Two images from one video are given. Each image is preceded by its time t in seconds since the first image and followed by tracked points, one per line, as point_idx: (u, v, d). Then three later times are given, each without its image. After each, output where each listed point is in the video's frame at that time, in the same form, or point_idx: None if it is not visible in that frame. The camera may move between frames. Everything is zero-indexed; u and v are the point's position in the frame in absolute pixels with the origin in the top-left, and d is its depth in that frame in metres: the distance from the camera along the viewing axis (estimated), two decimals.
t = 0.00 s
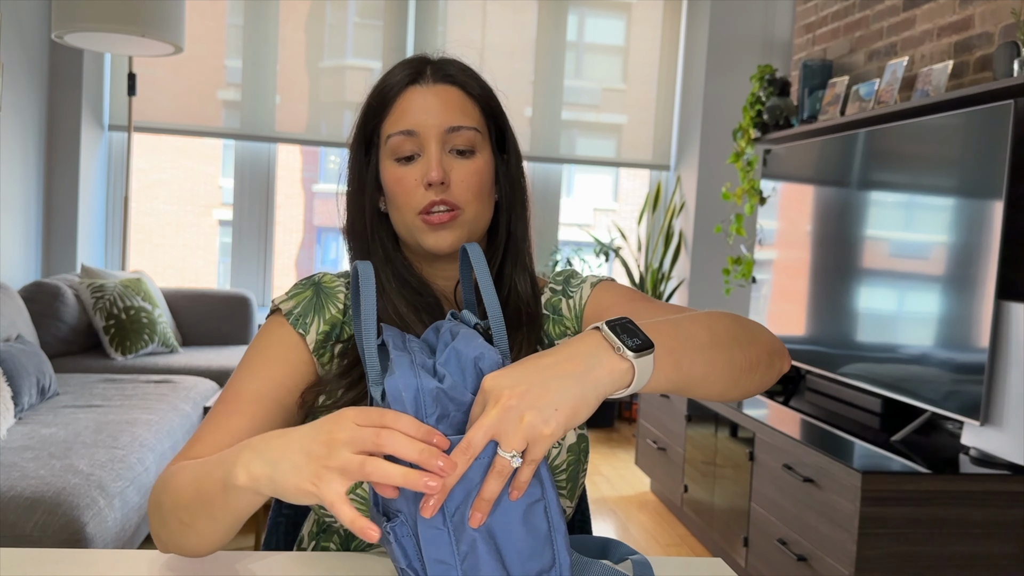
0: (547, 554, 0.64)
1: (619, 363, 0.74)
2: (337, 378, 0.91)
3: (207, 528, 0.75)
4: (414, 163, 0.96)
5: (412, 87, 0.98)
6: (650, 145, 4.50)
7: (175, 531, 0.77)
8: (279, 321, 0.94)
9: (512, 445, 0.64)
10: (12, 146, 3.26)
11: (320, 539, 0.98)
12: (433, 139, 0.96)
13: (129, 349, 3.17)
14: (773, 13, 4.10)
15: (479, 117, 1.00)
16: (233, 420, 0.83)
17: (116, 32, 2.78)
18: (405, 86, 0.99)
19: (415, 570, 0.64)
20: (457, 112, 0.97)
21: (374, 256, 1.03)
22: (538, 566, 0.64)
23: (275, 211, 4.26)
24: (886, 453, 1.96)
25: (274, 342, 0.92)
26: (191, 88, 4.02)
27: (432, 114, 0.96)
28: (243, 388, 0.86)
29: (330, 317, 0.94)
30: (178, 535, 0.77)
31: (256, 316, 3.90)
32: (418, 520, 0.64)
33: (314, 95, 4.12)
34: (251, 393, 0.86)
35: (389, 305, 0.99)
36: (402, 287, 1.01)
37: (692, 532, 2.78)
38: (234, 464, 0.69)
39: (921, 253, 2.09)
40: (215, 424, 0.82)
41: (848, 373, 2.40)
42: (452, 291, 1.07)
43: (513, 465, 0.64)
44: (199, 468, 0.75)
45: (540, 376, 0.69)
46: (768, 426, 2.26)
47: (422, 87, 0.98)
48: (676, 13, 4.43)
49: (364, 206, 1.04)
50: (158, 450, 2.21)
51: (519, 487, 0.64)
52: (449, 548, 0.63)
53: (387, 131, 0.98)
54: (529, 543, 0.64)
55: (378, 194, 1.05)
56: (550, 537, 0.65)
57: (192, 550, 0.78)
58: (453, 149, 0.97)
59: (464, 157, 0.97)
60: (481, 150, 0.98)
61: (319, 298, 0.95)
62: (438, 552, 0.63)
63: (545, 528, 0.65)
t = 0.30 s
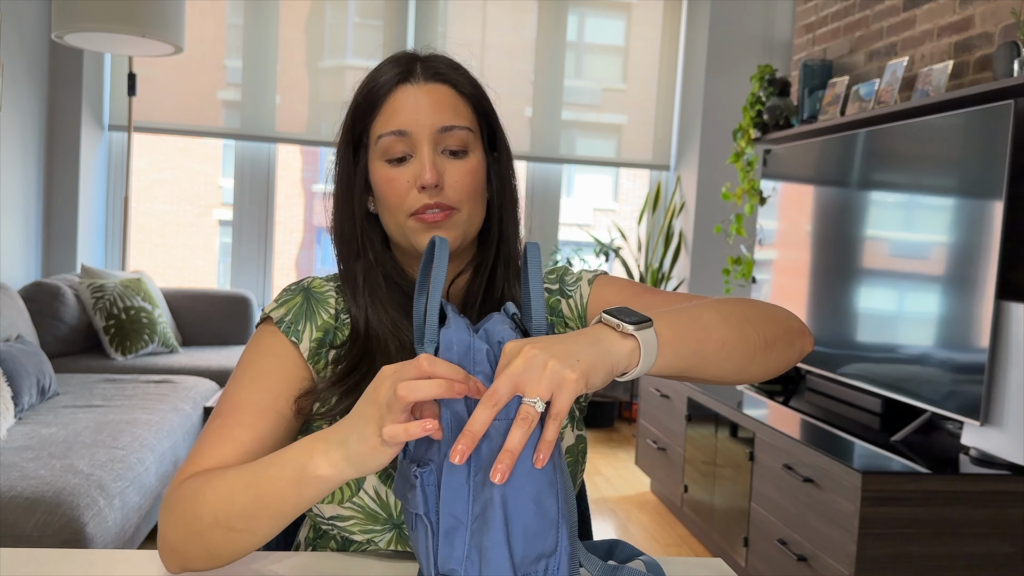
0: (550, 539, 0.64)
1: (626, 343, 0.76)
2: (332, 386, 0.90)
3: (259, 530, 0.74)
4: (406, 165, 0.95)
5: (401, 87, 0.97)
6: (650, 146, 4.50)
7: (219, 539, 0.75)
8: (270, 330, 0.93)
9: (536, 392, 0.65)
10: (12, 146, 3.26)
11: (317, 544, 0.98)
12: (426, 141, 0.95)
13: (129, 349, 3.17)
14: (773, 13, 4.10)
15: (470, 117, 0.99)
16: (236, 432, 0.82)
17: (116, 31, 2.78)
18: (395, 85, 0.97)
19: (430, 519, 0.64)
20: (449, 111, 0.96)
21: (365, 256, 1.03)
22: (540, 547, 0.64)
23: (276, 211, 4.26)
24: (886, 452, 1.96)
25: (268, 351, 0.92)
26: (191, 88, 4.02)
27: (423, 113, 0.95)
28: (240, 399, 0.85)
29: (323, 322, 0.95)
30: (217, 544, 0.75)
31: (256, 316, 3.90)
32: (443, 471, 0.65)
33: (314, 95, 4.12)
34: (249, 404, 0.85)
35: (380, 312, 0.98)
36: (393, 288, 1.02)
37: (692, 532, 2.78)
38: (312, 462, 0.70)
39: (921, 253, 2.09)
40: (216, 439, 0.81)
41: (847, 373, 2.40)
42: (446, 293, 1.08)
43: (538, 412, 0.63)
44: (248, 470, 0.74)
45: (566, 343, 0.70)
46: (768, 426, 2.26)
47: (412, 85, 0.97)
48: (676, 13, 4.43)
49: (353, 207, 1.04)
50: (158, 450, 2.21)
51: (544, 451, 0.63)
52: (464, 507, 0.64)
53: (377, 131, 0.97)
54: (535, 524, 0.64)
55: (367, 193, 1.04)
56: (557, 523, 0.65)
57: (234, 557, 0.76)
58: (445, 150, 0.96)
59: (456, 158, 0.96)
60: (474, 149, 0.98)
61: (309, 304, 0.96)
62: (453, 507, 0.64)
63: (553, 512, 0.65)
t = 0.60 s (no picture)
0: (588, 557, 0.67)
1: (702, 385, 0.75)
2: (332, 385, 0.90)
3: (273, 528, 0.74)
4: (407, 172, 0.95)
5: (401, 92, 0.96)
6: (650, 145, 4.50)
7: (233, 539, 0.75)
8: (272, 331, 0.94)
9: (588, 437, 0.64)
10: (12, 146, 3.25)
11: (317, 544, 0.97)
12: (426, 148, 0.95)
13: (129, 349, 3.17)
14: (773, 12, 4.10)
15: (470, 121, 0.99)
16: (243, 437, 0.83)
17: (116, 32, 2.78)
18: (395, 90, 0.96)
19: (464, 532, 0.64)
20: (448, 116, 0.96)
21: (362, 257, 1.03)
22: (577, 565, 0.66)
23: (276, 211, 4.26)
24: (885, 453, 1.96)
25: (270, 353, 0.92)
26: (192, 88, 4.03)
27: (423, 119, 0.95)
28: (246, 405, 0.85)
29: (323, 323, 0.96)
30: (230, 543, 0.76)
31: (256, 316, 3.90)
32: (484, 485, 0.64)
33: (314, 95, 4.12)
34: (254, 410, 0.85)
35: (379, 312, 0.98)
36: (392, 288, 1.02)
37: (692, 532, 2.78)
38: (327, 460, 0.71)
39: (921, 253, 2.10)
40: (223, 442, 0.82)
41: (848, 373, 2.40)
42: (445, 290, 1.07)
43: (582, 460, 0.64)
44: (260, 470, 0.75)
45: (630, 384, 0.69)
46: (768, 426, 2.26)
47: (411, 89, 0.96)
48: (676, 12, 4.43)
49: (351, 208, 1.04)
50: (158, 450, 2.21)
51: (568, 494, 0.64)
52: (503, 523, 0.64)
53: (376, 137, 0.97)
54: (577, 543, 0.66)
55: (365, 195, 1.04)
56: (595, 541, 0.67)
57: (247, 555, 0.77)
58: (445, 156, 0.96)
59: (456, 163, 0.97)
60: (473, 154, 0.98)
61: (309, 305, 0.97)
62: (492, 523, 0.63)
63: (594, 532, 0.67)
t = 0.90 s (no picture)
0: (614, 569, 0.66)
1: (765, 407, 0.75)
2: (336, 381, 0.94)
3: (263, 502, 0.75)
4: (415, 178, 0.95)
5: (411, 99, 0.96)
6: (650, 145, 4.50)
7: (226, 514, 0.76)
8: (277, 326, 0.95)
9: (651, 465, 0.64)
10: (12, 146, 3.25)
11: (321, 540, 0.98)
12: (434, 154, 0.95)
13: (129, 349, 3.18)
14: (773, 13, 4.11)
15: (479, 127, 0.99)
16: (240, 429, 0.84)
17: (116, 32, 2.78)
18: (405, 96, 0.96)
19: (499, 522, 0.63)
20: (458, 122, 0.96)
21: (369, 259, 1.04)
22: None
23: (276, 211, 4.26)
24: (885, 452, 1.97)
25: (274, 348, 0.94)
26: (192, 89, 4.03)
27: (432, 125, 0.95)
28: (246, 396, 0.86)
29: (326, 319, 0.97)
30: (223, 519, 0.76)
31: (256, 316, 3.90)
32: (527, 484, 0.62)
33: (314, 95, 4.12)
34: (254, 402, 0.86)
35: (383, 310, 0.99)
36: (397, 287, 1.03)
37: (692, 531, 2.78)
38: (309, 434, 0.72)
39: (920, 253, 2.10)
40: (223, 429, 0.83)
41: (847, 373, 2.41)
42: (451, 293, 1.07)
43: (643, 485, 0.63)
44: (249, 448, 0.76)
45: (693, 413, 0.68)
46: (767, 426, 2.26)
47: (420, 96, 0.96)
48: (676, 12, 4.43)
49: (359, 209, 1.04)
50: (158, 450, 2.22)
51: (630, 525, 0.64)
52: (536, 521, 0.62)
53: (386, 142, 0.97)
54: (606, 554, 0.65)
55: (374, 197, 1.04)
56: (624, 556, 0.66)
57: (239, 537, 0.78)
58: (453, 162, 0.96)
59: (465, 169, 0.96)
60: (481, 160, 0.98)
61: (314, 301, 0.98)
62: (525, 519, 0.62)
63: (625, 546, 0.66)
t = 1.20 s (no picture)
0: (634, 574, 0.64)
1: (776, 371, 0.75)
2: (347, 380, 0.94)
3: (303, 561, 0.72)
4: (417, 176, 0.96)
5: (412, 98, 0.96)
6: (650, 145, 4.51)
7: (264, 562, 0.74)
8: (286, 329, 0.95)
9: (698, 462, 0.62)
10: (12, 147, 3.26)
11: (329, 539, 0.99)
12: (436, 154, 0.96)
13: (130, 349, 3.18)
14: (773, 13, 4.11)
15: (480, 126, 1.00)
16: (264, 433, 0.83)
17: (116, 32, 2.78)
18: (406, 96, 0.97)
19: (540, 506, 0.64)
20: (459, 122, 0.96)
21: (372, 259, 1.04)
22: None
23: (277, 211, 4.26)
24: (885, 452, 1.97)
25: (284, 350, 0.93)
26: (192, 89, 4.03)
27: (434, 125, 0.95)
28: (265, 402, 0.85)
29: (336, 319, 0.98)
30: (264, 566, 0.75)
31: (257, 316, 3.90)
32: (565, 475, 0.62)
33: (314, 95, 4.13)
34: (274, 405, 0.86)
35: (389, 311, 0.99)
36: (401, 288, 1.03)
37: (692, 531, 2.79)
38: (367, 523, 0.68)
39: (919, 253, 2.10)
40: (248, 440, 0.82)
41: (846, 373, 2.41)
42: (453, 294, 1.08)
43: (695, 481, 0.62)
44: (296, 502, 0.73)
45: (721, 394, 0.67)
46: (767, 426, 2.26)
47: (421, 96, 0.97)
48: (676, 12, 4.43)
49: (361, 209, 1.04)
50: (158, 450, 2.22)
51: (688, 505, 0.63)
52: (572, 513, 0.61)
53: (387, 142, 0.97)
54: (629, 557, 0.63)
55: (375, 197, 1.05)
56: (644, 563, 0.64)
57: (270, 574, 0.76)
58: (455, 160, 0.97)
59: (466, 168, 0.97)
60: (482, 159, 0.99)
61: (321, 302, 0.98)
62: (561, 512, 0.62)
63: (646, 553, 0.64)
